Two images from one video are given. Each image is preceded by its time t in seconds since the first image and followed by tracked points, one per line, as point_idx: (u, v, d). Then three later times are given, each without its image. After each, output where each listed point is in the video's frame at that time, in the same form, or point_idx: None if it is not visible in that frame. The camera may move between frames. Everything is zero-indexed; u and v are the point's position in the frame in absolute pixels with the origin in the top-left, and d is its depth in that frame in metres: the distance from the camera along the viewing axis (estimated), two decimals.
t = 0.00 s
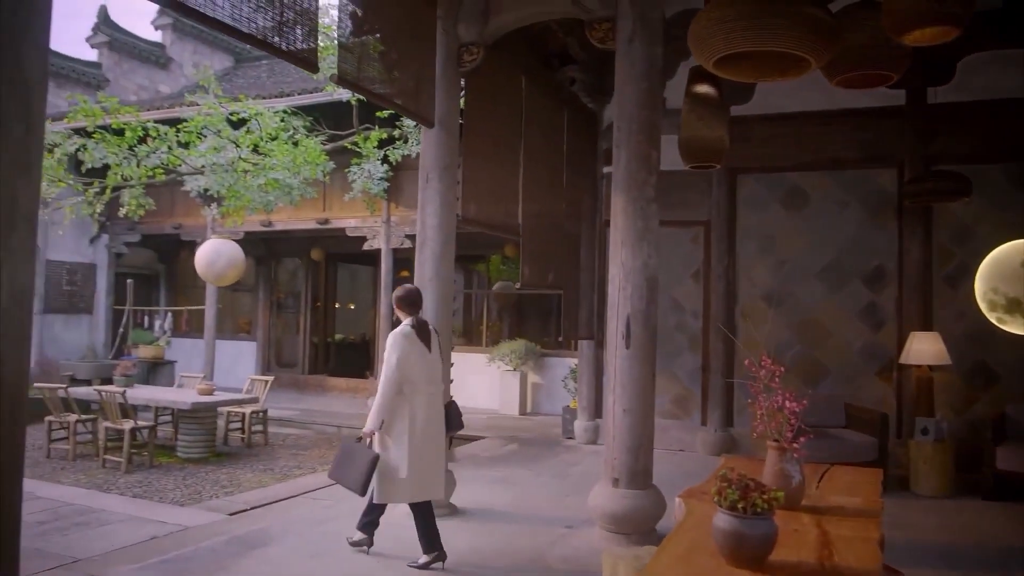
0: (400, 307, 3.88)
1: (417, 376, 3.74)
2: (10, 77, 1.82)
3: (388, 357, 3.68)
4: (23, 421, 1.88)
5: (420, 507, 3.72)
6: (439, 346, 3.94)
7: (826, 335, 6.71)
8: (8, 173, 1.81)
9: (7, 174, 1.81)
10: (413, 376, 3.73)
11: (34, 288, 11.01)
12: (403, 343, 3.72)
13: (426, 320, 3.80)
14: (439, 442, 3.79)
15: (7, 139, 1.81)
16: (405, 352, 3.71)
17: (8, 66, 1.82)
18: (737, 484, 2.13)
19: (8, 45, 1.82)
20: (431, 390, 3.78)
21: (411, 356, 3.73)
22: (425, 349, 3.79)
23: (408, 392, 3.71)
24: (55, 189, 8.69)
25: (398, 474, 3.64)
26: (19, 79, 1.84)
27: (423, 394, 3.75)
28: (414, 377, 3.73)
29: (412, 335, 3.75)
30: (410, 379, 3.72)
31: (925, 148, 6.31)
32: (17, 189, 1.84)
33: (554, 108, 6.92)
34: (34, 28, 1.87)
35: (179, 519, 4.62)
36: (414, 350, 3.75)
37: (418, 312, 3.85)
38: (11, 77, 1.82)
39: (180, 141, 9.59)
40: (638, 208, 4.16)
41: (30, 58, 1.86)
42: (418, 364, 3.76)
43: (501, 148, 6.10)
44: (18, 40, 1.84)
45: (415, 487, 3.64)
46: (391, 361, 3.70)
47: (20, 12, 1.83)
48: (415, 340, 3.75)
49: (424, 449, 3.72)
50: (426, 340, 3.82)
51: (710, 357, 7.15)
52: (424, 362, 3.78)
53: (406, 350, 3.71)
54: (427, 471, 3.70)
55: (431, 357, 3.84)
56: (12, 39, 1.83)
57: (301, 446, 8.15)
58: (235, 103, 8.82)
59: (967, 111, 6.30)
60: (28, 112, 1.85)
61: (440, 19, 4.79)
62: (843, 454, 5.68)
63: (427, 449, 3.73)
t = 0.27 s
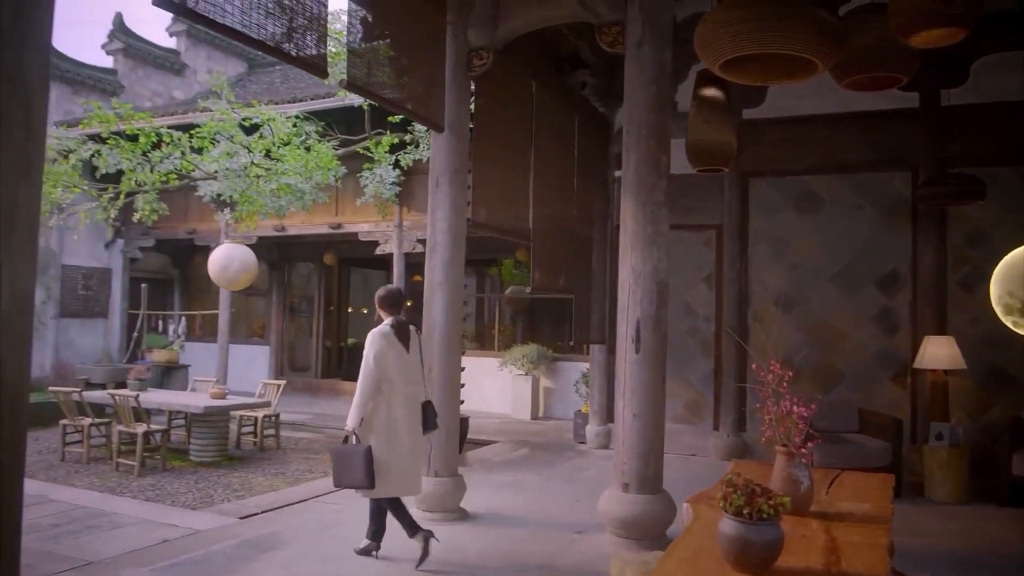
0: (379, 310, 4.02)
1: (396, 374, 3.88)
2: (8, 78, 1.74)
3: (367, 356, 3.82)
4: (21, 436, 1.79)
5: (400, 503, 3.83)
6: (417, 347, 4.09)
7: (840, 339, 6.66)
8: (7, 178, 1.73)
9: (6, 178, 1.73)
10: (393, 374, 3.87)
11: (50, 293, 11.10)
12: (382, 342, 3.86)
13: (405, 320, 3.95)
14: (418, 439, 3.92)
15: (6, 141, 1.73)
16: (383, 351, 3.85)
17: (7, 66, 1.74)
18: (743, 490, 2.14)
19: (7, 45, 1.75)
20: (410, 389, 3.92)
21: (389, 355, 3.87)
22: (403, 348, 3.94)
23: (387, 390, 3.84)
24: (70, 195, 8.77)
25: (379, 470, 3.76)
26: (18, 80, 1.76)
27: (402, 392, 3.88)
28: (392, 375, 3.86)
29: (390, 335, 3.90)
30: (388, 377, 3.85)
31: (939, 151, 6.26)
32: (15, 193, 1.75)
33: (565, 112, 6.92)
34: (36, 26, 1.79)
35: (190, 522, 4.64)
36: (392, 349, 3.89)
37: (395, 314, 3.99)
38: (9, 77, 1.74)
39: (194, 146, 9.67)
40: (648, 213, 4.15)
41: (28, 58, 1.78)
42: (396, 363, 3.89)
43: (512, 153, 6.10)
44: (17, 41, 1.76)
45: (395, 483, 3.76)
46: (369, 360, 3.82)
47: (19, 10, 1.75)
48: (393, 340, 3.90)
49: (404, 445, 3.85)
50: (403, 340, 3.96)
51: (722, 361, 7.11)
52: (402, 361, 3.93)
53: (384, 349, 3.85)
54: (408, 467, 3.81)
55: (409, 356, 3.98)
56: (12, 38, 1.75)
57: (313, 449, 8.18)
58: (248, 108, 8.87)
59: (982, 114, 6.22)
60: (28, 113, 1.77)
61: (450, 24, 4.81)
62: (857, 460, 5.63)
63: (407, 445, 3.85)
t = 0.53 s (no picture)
0: (362, 313, 4.14)
1: (380, 375, 3.99)
2: (7, 80, 1.75)
3: (352, 358, 3.94)
4: (21, 436, 1.79)
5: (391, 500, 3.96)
6: (402, 347, 4.19)
7: (851, 343, 6.62)
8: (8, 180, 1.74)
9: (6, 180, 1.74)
10: (376, 375, 3.98)
11: (63, 297, 11.19)
12: (366, 345, 3.97)
13: (387, 322, 4.05)
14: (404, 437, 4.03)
15: (6, 143, 1.74)
16: (367, 353, 3.96)
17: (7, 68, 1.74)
18: (747, 495, 2.15)
19: (7, 47, 1.75)
20: (394, 388, 4.02)
21: (373, 357, 3.98)
22: (386, 349, 4.04)
23: (373, 390, 3.95)
24: (82, 200, 8.84)
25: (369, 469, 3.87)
26: (18, 82, 1.76)
27: (387, 393, 3.99)
28: (377, 375, 3.98)
29: (372, 337, 4.00)
30: (373, 378, 3.96)
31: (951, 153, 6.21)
32: (14, 194, 1.75)
33: (574, 116, 6.92)
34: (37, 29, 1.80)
35: (199, 526, 4.65)
36: (376, 351, 4.00)
37: (378, 316, 4.11)
38: (8, 79, 1.75)
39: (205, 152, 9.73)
40: (656, 216, 4.14)
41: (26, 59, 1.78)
42: (379, 364, 4.01)
43: (520, 156, 6.10)
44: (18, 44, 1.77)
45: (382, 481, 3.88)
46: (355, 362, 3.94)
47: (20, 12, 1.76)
48: (377, 342, 4.01)
49: (389, 443, 3.97)
50: (386, 342, 4.07)
51: (733, 365, 7.08)
52: (385, 362, 4.04)
53: (368, 351, 3.96)
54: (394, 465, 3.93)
55: (393, 358, 4.09)
56: (12, 40, 1.76)
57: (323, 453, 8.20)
58: (258, 114, 8.92)
59: (995, 116, 6.17)
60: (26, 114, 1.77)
61: (458, 28, 4.82)
62: (868, 465, 5.58)
63: (393, 444, 3.97)
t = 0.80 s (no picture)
0: (331, 324, 4.24)
1: (347, 385, 4.10)
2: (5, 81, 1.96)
3: (318, 370, 4.05)
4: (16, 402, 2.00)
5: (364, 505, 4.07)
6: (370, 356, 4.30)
7: (863, 348, 6.57)
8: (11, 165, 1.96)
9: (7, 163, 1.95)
10: (344, 386, 4.08)
11: (77, 302, 11.29)
12: (332, 356, 4.08)
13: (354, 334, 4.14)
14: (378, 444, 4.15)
15: (6, 142, 1.95)
16: (334, 365, 4.07)
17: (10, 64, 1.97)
18: (749, 501, 2.31)
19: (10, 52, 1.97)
20: (363, 398, 4.14)
21: (339, 368, 4.09)
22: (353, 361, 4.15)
23: (340, 400, 4.06)
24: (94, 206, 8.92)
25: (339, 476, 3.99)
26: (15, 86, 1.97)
27: (355, 402, 4.10)
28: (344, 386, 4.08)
29: (339, 350, 4.09)
30: (340, 389, 4.07)
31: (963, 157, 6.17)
32: (12, 190, 1.96)
33: (583, 121, 6.92)
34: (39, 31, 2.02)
35: (208, 530, 4.67)
36: (342, 362, 4.10)
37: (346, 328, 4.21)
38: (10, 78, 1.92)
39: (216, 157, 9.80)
40: (664, 220, 4.13)
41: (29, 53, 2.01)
42: (347, 375, 4.11)
43: (529, 161, 6.11)
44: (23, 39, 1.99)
45: (355, 488, 4.01)
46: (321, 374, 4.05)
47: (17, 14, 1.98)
48: (343, 353, 4.11)
49: (362, 451, 4.08)
50: (353, 353, 4.17)
51: (743, 370, 7.05)
52: (353, 373, 4.14)
53: (334, 363, 4.07)
54: (370, 472, 4.05)
55: (361, 368, 4.19)
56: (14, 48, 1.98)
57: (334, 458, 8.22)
58: (269, 119, 8.98)
59: (1007, 118, 6.12)
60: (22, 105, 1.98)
61: (466, 33, 4.82)
62: (879, 470, 5.54)
63: (366, 452, 4.08)
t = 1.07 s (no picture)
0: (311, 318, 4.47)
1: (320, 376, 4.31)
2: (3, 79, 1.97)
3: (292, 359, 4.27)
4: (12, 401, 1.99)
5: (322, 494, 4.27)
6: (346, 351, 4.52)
7: (871, 350, 6.54)
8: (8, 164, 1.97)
9: (6, 160, 1.97)
10: (316, 376, 4.29)
11: (87, 305, 11.35)
12: (307, 348, 4.30)
13: (332, 328, 4.35)
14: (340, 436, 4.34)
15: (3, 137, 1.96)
16: (308, 356, 4.29)
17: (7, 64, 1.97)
18: (750, 504, 2.33)
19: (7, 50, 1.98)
20: (333, 390, 4.34)
21: (314, 360, 4.30)
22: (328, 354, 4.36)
23: (311, 390, 4.28)
24: (104, 209, 8.97)
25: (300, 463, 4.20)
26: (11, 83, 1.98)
27: (325, 394, 4.31)
28: (316, 377, 4.29)
29: (314, 341, 4.31)
30: (312, 380, 4.28)
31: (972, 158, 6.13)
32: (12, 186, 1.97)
33: (590, 123, 6.92)
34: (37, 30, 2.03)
35: (214, 532, 4.68)
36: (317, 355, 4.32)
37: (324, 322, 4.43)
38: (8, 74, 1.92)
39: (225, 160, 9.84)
40: (669, 223, 4.12)
41: (25, 53, 2.01)
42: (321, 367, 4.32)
43: (536, 164, 6.10)
44: (18, 39, 2.00)
45: (315, 477, 4.20)
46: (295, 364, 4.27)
47: (15, 13, 1.99)
48: (318, 346, 4.33)
49: (324, 441, 4.27)
50: (329, 346, 4.38)
51: (751, 373, 7.02)
52: (326, 366, 4.35)
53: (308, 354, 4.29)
54: (330, 461, 4.23)
55: (335, 362, 4.40)
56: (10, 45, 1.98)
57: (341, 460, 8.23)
58: (276, 123, 9.02)
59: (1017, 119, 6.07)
60: (18, 105, 1.99)
61: (472, 36, 4.82)
62: (887, 474, 5.51)
63: (330, 442, 4.29)
